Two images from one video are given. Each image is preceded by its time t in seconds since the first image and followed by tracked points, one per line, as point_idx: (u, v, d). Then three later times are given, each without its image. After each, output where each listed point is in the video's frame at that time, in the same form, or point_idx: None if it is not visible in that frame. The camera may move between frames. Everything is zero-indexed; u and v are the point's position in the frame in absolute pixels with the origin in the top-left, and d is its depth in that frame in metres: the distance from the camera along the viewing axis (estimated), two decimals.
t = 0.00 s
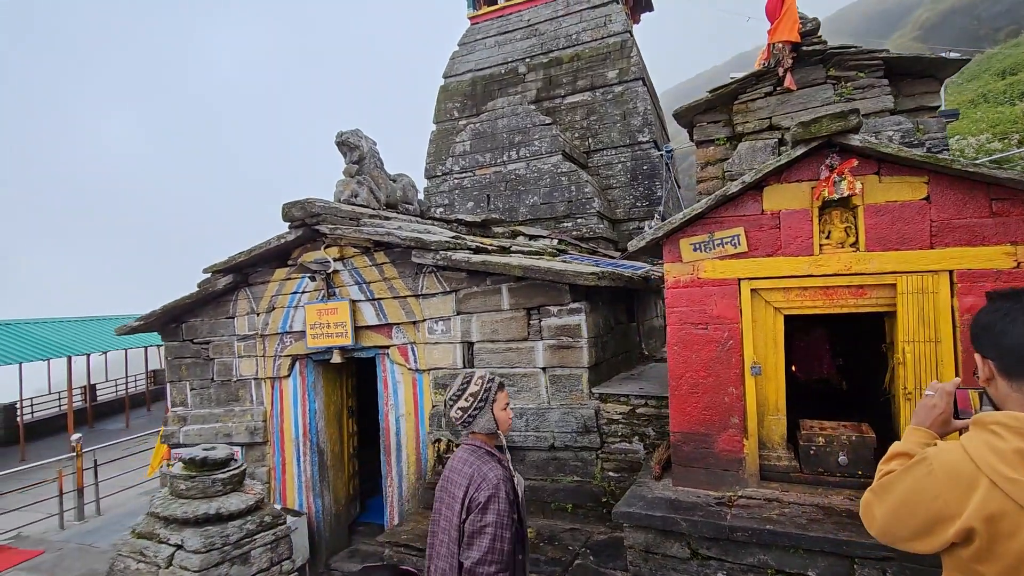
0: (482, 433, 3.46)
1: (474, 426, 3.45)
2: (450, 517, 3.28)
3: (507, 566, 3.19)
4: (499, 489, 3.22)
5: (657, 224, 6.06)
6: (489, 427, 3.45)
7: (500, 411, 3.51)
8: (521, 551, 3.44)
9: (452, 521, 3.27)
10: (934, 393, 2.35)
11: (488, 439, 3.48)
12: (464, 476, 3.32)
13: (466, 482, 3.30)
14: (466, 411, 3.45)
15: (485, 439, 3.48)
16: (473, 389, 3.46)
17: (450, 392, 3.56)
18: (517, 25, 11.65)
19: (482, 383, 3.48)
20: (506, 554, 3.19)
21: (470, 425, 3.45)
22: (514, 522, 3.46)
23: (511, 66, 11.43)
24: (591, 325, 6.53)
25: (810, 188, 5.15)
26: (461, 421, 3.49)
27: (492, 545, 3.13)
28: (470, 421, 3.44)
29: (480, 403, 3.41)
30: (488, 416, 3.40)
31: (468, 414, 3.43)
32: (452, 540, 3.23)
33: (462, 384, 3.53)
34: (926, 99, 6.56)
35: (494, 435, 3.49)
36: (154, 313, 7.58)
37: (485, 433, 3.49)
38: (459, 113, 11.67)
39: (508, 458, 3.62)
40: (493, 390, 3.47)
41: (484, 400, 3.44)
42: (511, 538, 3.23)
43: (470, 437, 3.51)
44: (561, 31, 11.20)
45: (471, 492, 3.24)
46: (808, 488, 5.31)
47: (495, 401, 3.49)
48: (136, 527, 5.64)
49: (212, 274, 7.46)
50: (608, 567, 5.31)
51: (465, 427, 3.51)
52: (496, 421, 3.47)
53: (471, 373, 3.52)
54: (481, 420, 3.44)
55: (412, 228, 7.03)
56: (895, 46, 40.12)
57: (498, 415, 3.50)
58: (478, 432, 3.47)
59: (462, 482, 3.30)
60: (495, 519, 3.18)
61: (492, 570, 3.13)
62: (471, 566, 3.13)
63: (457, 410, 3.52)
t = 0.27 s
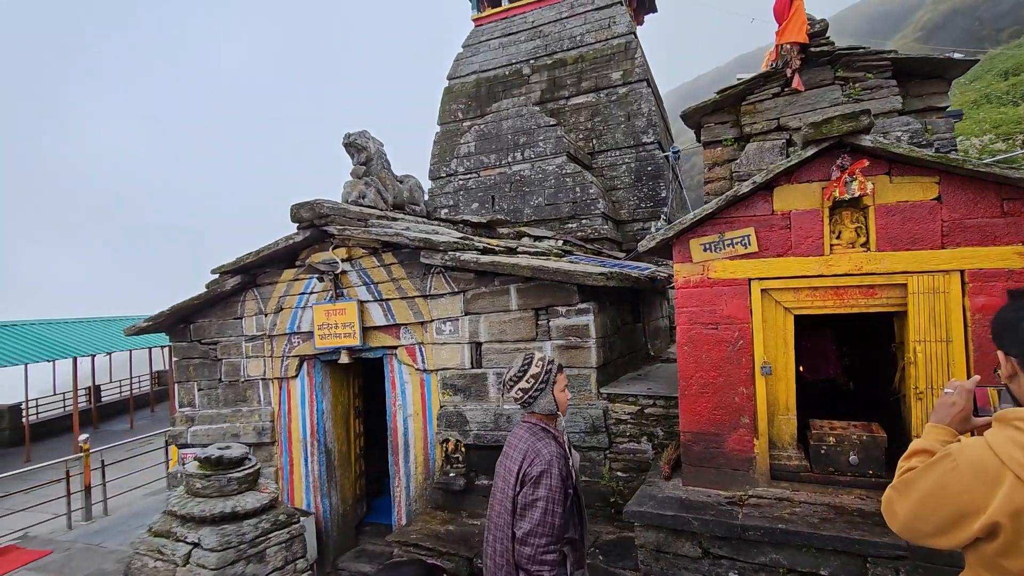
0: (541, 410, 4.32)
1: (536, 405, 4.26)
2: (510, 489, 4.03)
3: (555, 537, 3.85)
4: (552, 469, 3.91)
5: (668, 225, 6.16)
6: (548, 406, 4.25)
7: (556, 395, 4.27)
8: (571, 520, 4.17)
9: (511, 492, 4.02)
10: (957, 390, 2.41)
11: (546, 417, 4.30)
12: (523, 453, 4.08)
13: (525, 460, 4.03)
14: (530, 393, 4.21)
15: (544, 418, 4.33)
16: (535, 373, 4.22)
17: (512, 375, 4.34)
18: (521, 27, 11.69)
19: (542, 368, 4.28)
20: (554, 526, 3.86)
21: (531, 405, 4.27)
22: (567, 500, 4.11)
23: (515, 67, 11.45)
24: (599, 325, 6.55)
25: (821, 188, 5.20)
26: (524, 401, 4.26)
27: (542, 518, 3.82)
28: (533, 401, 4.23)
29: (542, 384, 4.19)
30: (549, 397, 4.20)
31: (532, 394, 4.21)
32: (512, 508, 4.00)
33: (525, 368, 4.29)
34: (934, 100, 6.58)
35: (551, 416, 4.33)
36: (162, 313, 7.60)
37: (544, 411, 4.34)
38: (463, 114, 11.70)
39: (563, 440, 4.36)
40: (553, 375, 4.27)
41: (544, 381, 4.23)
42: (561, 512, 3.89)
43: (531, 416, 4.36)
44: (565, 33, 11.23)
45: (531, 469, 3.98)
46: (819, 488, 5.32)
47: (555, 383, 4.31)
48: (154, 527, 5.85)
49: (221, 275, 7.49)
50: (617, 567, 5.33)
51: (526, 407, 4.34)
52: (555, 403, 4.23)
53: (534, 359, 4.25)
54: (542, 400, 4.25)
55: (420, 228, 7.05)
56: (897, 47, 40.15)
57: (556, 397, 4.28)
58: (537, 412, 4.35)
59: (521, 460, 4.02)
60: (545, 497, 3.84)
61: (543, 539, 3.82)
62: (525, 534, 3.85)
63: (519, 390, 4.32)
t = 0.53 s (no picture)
0: (609, 389, 3.78)
1: (604, 382, 3.76)
2: (576, 464, 3.67)
3: (622, 516, 3.44)
4: (619, 444, 3.48)
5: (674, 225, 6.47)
6: (618, 383, 3.76)
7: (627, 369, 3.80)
8: (647, 502, 3.71)
9: (577, 467, 3.65)
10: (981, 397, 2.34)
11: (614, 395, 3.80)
12: (589, 429, 3.67)
13: (590, 434, 3.63)
14: (596, 367, 3.74)
15: (612, 395, 3.82)
16: (604, 347, 3.74)
17: (579, 350, 3.84)
18: (525, 28, 11.72)
19: (611, 342, 3.79)
20: (621, 504, 3.43)
21: (599, 382, 3.76)
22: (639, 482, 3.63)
23: (520, 69, 11.46)
24: (605, 325, 6.57)
25: (828, 189, 5.69)
26: (590, 377, 3.77)
27: (608, 496, 3.40)
28: (600, 378, 3.74)
29: (610, 360, 3.70)
30: (619, 371, 3.72)
31: (599, 370, 3.73)
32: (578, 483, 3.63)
33: (592, 342, 3.81)
34: (941, 101, 6.59)
35: (621, 392, 3.81)
36: (168, 312, 7.63)
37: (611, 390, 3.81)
38: (467, 115, 11.71)
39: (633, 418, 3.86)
40: (622, 349, 3.79)
41: (614, 358, 3.74)
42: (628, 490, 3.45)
43: (598, 394, 3.85)
44: (570, 34, 11.25)
45: (598, 444, 3.55)
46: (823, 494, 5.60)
47: (624, 359, 3.81)
48: (165, 523, 5.91)
49: (227, 274, 7.52)
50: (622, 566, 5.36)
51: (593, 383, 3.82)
52: (625, 378, 3.78)
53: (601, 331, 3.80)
54: (611, 377, 3.75)
55: (426, 228, 7.08)
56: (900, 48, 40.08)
57: (626, 373, 3.81)
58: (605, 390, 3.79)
59: (587, 434, 3.64)
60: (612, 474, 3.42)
61: (607, 517, 3.41)
62: (587, 508, 3.46)
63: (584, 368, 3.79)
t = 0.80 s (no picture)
0: (661, 366, 3.81)
1: (656, 359, 3.78)
2: (631, 449, 3.68)
3: (681, 500, 3.44)
4: (674, 427, 3.49)
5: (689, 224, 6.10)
6: (672, 360, 3.79)
7: (679, 346, 3.83)
8: (705, 487, 3.71)
9: (633, 451, 3.67)
10: None
11: (666, 372, 3.80)
12: (643, 411, 3.68)
13: (645, 419, 3.64)
14: (650, 344, 3.76)
15: (664, 374, 3.82)
16: (658, 323, 3.75)
17: (630, 325, 3.85)
18: (532, 15, 11.33)
19: (664, 317, 3.79)
20: (680, 490, 3.44)
21: (652, 358, 3.79)
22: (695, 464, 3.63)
23: (526, 56, 11.05)
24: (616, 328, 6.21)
25: (855, 184, 5.36)
26: (643, 354, 3.80)
27: (665, 479, 3.41)
28: (653, 355, 3.77)
29: (665, 336, 3.73)
30: (673, 348, 3.75)
31: (653, 346, 3.75)
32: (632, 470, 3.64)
33: (645, 318, 3.79)
34: (974, 90, 6.38)
35: (674, 370, 3.82)
36: (155, 313, 7.24)
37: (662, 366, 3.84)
38: (470, 106, 11.36)
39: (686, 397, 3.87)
40: (676, 324, 3.78)
41: (668, 334, 3.76)
42: (686, 476, 3.47)
43: (649, 372, 3.86)
44: (579, 20, 10.88)
45: (651, 428, 3.58)
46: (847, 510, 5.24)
47: (678, 336, 3.83)
48: (154, 532, 5.52)
49: (217, 273, 7.14)
50: None
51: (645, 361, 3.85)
52: (678, 356, 3.81)
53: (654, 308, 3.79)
54: (665, 353, 3.78)
55: (427, 225, 6.71)
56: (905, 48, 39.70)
57: (678, 350, 3.84)
58: (658, 366, 3.81)
59: (642, 419, 3.65)
60: (670, 459, 3.44)
61: (665, 502, 3.41)
62: (645, 494, 3.48)
63: (637, 343, 3.80)
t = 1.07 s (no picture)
0: (745, 388, 2.70)
1: (738, 379, 2.67)
2: (706, 486, 2.66)
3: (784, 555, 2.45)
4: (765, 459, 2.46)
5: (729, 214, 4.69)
6: (759, 380, 2.66)
7: (774, 361, 2.68)
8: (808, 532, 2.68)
9: (708, 490, 2.65)
10: None
11: (756, 395, 2.70)
12: (720, 438, 2.64)
13: (723, 446, 2.60)
14: (727, 361, 2.68)
15: (748, 394, 2.72)
16: (741, 333, 2.65)
17: (707, 337, 2.78)
18: None
19: (753, 326, 2.66)
20: (780, 538, 2.44)
21: (733, 379, 2.68)
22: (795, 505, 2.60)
23: (537, 5, 8.39)
24: (647, 341, 5.09)
25: (939, 167, 3.96)
26: (720, 373, 2.70)
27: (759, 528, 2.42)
28: (734, 373, 2.67)
29: (750, 351, 2.62)
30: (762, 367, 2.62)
31: (735, 363, 2.64)
32: (710, 514, 2.63)
33: (725, 326, 2.71)
34: None
35: (763, 391, 2.69)
36: (86, 320, 5.97)
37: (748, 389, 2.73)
38: (468, 67, 8.64)
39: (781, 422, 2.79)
40: (766, 337, 2.64)
41: (757, 348, 2.63)
42: (784, 517, 2.46)
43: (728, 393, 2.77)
44: None
45: (733, 460, 2.55)
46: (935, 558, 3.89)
47: (770, 350, 2.68)
48: None
49: (161, 272, 5.87)
50: None
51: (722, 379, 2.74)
52: (770, 376, 2.66)
53: (737, 311, 2.71)
54: (750, 372, 2.65)
55: (415, 214, 5.54)
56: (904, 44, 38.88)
57: (772, 369, 2.67)
58: (741, 387, 2.70)
59: (718, 445, 2.62)
60: (761, 497, 2.43)
61: (763, 557, 2.42)
62: (735, 548, 2.48)
63: (713, 359, 2.73)
